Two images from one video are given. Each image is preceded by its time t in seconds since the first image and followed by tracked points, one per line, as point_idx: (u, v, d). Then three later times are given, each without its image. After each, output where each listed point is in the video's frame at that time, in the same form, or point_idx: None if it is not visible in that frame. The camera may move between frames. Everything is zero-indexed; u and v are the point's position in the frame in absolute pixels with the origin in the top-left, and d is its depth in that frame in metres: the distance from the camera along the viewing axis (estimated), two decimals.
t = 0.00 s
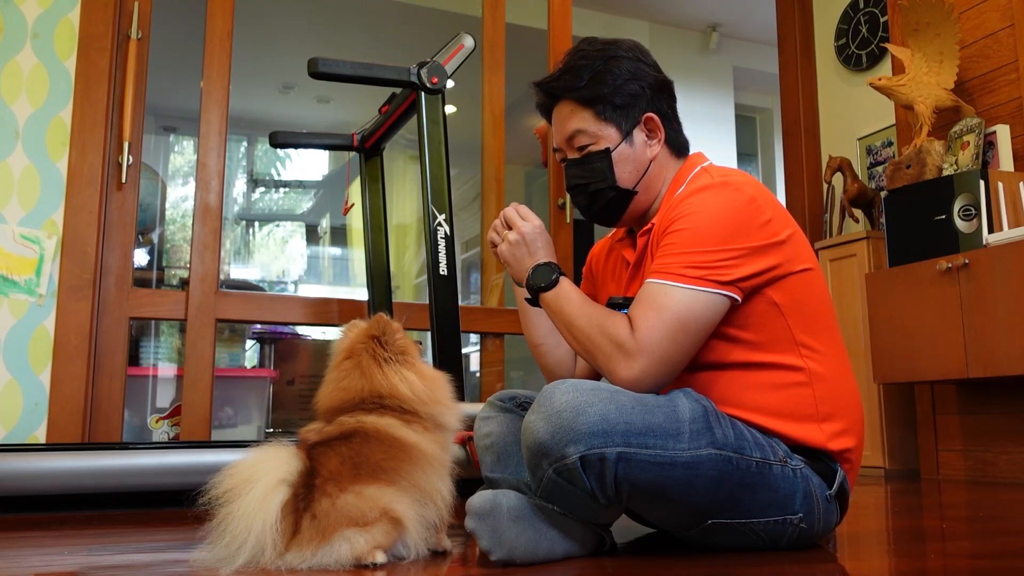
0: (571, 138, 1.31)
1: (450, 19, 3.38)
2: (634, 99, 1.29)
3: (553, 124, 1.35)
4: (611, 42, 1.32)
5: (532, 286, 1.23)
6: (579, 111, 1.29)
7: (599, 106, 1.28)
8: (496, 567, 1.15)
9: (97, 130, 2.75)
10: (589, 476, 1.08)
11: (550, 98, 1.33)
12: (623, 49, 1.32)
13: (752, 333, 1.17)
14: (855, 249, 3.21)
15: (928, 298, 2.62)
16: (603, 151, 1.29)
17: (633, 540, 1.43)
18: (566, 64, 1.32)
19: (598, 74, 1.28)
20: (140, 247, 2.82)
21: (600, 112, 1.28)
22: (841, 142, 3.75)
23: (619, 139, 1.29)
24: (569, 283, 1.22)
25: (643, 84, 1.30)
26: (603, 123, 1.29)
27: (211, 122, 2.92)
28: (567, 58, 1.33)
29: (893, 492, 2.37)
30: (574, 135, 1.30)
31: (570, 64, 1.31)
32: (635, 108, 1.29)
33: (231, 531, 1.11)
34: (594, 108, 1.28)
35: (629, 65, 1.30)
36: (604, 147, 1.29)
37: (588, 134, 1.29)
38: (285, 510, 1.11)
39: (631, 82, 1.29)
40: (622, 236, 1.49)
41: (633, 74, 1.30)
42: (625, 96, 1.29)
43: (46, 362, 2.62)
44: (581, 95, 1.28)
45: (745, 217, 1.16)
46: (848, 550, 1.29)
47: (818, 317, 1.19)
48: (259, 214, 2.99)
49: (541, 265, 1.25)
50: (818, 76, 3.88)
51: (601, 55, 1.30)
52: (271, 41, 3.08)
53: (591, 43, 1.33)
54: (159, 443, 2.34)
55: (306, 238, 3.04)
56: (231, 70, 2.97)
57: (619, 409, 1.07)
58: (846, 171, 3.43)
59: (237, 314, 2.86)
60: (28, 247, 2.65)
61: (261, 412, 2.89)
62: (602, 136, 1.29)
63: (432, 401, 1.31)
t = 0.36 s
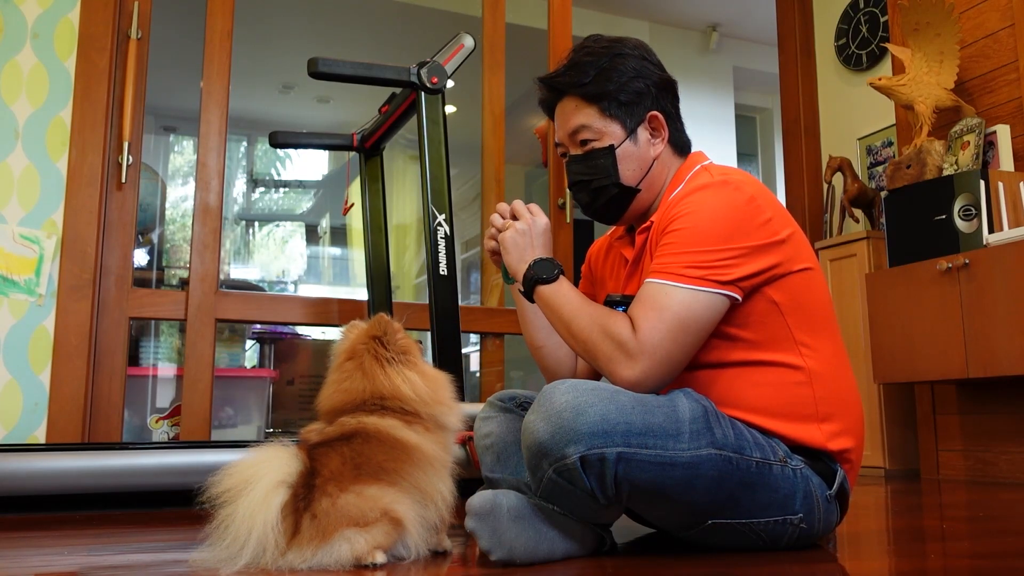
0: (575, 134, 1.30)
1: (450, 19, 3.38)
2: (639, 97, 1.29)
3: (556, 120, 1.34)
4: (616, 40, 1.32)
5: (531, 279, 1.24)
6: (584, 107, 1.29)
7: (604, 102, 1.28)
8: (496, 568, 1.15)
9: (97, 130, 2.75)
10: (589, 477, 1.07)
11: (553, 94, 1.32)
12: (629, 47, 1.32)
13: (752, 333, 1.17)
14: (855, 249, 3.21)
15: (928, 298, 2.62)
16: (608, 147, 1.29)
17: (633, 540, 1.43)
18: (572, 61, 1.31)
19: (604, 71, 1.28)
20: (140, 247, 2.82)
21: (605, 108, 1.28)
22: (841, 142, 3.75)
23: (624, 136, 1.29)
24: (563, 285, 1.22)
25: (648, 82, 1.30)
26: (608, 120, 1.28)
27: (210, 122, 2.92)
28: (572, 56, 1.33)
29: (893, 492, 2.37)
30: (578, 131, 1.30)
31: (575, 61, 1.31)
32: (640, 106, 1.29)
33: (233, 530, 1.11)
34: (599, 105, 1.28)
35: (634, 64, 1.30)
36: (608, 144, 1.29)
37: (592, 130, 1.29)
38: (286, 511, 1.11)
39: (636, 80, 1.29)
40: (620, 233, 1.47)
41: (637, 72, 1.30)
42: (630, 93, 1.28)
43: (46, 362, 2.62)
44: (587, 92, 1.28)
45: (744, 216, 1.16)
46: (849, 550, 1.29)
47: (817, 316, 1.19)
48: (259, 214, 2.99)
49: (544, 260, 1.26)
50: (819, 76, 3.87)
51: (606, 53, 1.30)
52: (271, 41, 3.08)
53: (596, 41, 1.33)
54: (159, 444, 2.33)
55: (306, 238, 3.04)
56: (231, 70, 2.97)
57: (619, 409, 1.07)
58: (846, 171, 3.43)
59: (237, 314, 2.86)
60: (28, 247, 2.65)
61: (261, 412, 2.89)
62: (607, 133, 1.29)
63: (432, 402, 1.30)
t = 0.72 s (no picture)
0: (576, 133, 1.30)
1: (450, 19, 3.38)
2: (640, 97, 1.29)
3: (557, 119, 1.34)
4: (618, 39, 1.32)
5: (528, 279, 1.23)
6: (586, 107, 1.28)
7: (605, 102, 1.28)
8: (496, 567, 1.15)
9: (97, 130, 2.75)
10: (589, 476, 1.07)
11: (555, 93, 1.32)
12: (630, 46, 1.32)
13: (752, 332, 1.17)
14: (855, 249, 3.21)
15: (928, 298, 2.62)
16: (609, 148, 1.29)
17: (633, 540, 1.43)
18: (573, 60, 1.31)
19: (605, 71, 1.28)
20: (140, 247, 2.82)
21: (606, 108, 1.28)
22: (841, 142, 3.75)
23: (625, 136, 1.29)
24: (560, 286, 1.22)
25: (650, 82, 1.30)
26: (609, 120, 1.28)
27: (210, 122, 2.92)
28: (574, 55, 1.33)
29: (893, 492, 2.37)
30: (579, 131, 1.30)
31: (577, 60, 1.31)
32: (641, 106, 1.29)
33: (232, 532, 1.11)
34: (601, 105, 1.28)
35: (636, 63, 1.30)
36: (609, 144, 1.29)
37: (593, 131, 1.29)
38: (285, 512, 1.11)
39: (638, 79, 1.29)
40: (621, 233, 1.47)
41: (639, 71, 1.30)
42: (631, 93, 1.28)
43: (46, 362, 2.62)
44: (588, 91, 1.28)
45: (745, 216, 1.16)
46: (849, 550, 1.29)
47: (818, 316, 1.19)
48: (259, 214, 2.99)
49: (538, 261, 1.26)
50: (819, 76, 3.87)
51: (608, 52, 1.30)
52: (271, 41, 3.08)
53: (598, 40, 1.33)
54: (159, 443, 2.33)
55: (306, 238, 3.04)
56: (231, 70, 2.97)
57: (619, 408, 1.07)
58: (846, 171, 3.43)
59: (237, 314, 2.86)
60: (28, 247, 2.65)
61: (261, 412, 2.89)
62: (608, 133, 1.29)
63: (431, 402, 1.30)
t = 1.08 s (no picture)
0: (575, 133, 1.31)
1: (450, 19, 3.38)
2: (640, 97, 1.29)
3: (558, 119, 1.34)
4: (620, 38, 1.32)
5: (525, 284, 1.24)
6: (585, 107, 1.29)
7: (604, 102, 1.28)
8: (496, 568, 1.15)
9: (97, 130, 2.75)
10: (589, 477, 1.07)
11: (555, 92, 1.33)
12: (632, 46, 1.31)
13: (752, 333, 1.17)
14: (855, 249, 3.21)
15: (928, 299, 2.62)
16: (607, 148, 1.29)
17: (634, 540, 1.43)
18: (575, 60, 1.32)
19: (606, 71, 1.28)
20: (140, 247, 2.82)
21: (605, 108, 1.28)
22: (841, 142, 3.75)
23: (624, 136, 1.29)
24: (556, 290, 1.23)
25: (651, 82, 1.30)
26: (608, 120, 1.28)
27: (210, 122, 2.92)
28: (576, 54, 1.33)
29: (893, 492, 2.37)
30: (578, 131, 1.30)
31: (578, 59, 1.31)
32: (641, 107, 1.29)
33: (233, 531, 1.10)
34: (600, 105, 1.28)
35: (637, 63, 1.30)
36: (607, 144, 1.29)
37: (592, 131, 1.29)
38: (287, 512, 1.10)
39: (638, 80, 1.29)
40: (623, 234, 1.47)
41: (640, 71, 1.29)
42: (631, 93, 1.28)
43: (46, 362, 2.62)
44: (588, 91, 1.28)
45: (746, 216, 1.16)
46: (849, 550, 1.29)
47: (818, 317, 1.19)
48: (259, 214, 2.99)
49: (537, 265, 1.27)
50: (819, 76, 3.87)
51: (609, 51, 1.30)
52: (271, 41, 3.08)
53: (600, 39, 1.33)
54: (159, 443, 2.33)
55: (306, 238, 3.04)
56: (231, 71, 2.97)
57: (619, 408, 1.07)
58: (846, 171, 3.43)
59: (237, 314, 2.86)
60: (28, 247, 2.65)
61: (261, 412, 2.89)
62: (606, 133, 1.29)
63: (440, 404, 1.30)
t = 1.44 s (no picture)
0: (578, 131, 1.31)
1: (451, 19, 3.38)
2: (643, 96, 1.28)
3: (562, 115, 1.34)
4: (625, 36, 1.32)
5: (535, 270, 1.24)
6: (588, 105, 1.29)
7: (607, 100, 1.28)
8: (496, 568, 1.15)
9: (97, 130, 2.75)
10: (589, 476, 1.08)
11: (560, 88, 1.33)
12: (637, 44, 1.31)
13: (753, 333, 1.17)
14: (855, 249, 3.21)
15: (928, 298, 2.62)
16: (608, 147, 1.29)
17: (634, 540, 1.43)
18: (580, 56, 1.31)
19: (610, 69, 1.28)
20: (140, 247, 2.82)
21: (607, 107, 1.28)
22: (841, 142, 3.75)
23: (625, 136, 1.29)
24: (566, 278, 1.23)
25: (654, 81, 1.30)
26: (610, 118, 1.28)
27: (210, 122, 2.92)
28: (581, 50, 1.33)
29: (893, 493, 2.37)
30: (580, 129, 1.30)
31: (583, 56, 1.31)
32: (644, 106, 1.29)
33: (231, 529, 1.11)
34: (603, 103, 1.28)
35: (641, 61, 1.29)
36: (609, 142, 1.29)
37: (594, 128, 1.29)
38: (285, 512, 1.11)
39: (642, 78, 1.29)
40: (624, 233, 1.47)
41: (644, 70, 1.29)
42: (634, 92, 1.28)
43: (46, 362, 2.62)
44: (591, 88, 1.28)
45: (749, 218, 1.16)
46: (849, 550, 1.29)
47: (819, 318, 1.19)
48: (259, 214, 2.99)
49: (548, 252, 1.27)
50: (819, 76, 3.87)
51: (614, 49, 1.30)
52: (271, 41, 3.08)
53: (606, 36, 1.33)
54: (159, 443, 2.33)
55: (306, 238, 3.04)
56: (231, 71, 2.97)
57: (619, 408, 1.07)
58: (846, 171, 3.43)
59: (237, 314, 2.86)
60: (28, 247, 2.65)
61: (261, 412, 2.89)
62: (608, 132, 1.29)
63: (439, 404, 1.30)
